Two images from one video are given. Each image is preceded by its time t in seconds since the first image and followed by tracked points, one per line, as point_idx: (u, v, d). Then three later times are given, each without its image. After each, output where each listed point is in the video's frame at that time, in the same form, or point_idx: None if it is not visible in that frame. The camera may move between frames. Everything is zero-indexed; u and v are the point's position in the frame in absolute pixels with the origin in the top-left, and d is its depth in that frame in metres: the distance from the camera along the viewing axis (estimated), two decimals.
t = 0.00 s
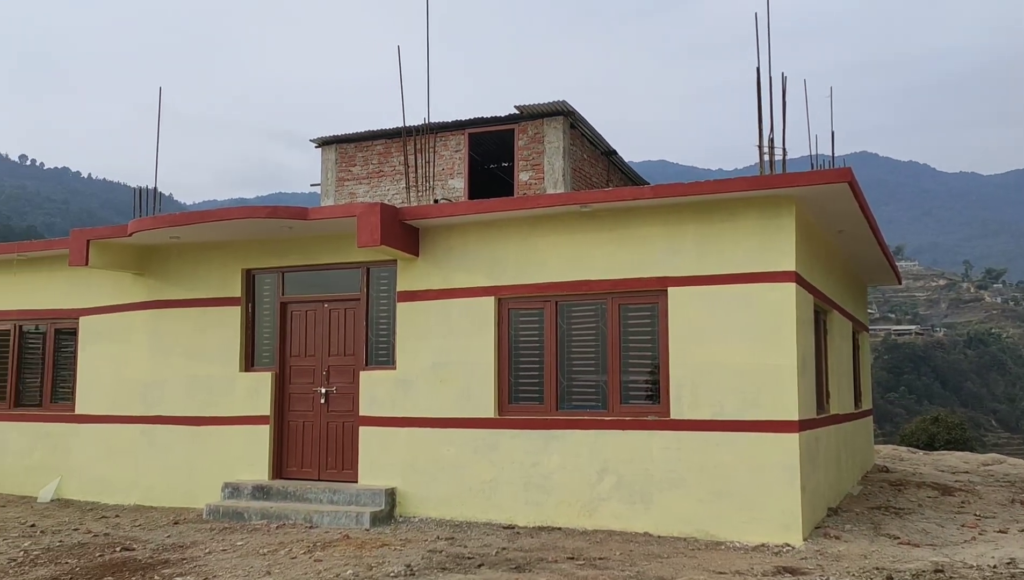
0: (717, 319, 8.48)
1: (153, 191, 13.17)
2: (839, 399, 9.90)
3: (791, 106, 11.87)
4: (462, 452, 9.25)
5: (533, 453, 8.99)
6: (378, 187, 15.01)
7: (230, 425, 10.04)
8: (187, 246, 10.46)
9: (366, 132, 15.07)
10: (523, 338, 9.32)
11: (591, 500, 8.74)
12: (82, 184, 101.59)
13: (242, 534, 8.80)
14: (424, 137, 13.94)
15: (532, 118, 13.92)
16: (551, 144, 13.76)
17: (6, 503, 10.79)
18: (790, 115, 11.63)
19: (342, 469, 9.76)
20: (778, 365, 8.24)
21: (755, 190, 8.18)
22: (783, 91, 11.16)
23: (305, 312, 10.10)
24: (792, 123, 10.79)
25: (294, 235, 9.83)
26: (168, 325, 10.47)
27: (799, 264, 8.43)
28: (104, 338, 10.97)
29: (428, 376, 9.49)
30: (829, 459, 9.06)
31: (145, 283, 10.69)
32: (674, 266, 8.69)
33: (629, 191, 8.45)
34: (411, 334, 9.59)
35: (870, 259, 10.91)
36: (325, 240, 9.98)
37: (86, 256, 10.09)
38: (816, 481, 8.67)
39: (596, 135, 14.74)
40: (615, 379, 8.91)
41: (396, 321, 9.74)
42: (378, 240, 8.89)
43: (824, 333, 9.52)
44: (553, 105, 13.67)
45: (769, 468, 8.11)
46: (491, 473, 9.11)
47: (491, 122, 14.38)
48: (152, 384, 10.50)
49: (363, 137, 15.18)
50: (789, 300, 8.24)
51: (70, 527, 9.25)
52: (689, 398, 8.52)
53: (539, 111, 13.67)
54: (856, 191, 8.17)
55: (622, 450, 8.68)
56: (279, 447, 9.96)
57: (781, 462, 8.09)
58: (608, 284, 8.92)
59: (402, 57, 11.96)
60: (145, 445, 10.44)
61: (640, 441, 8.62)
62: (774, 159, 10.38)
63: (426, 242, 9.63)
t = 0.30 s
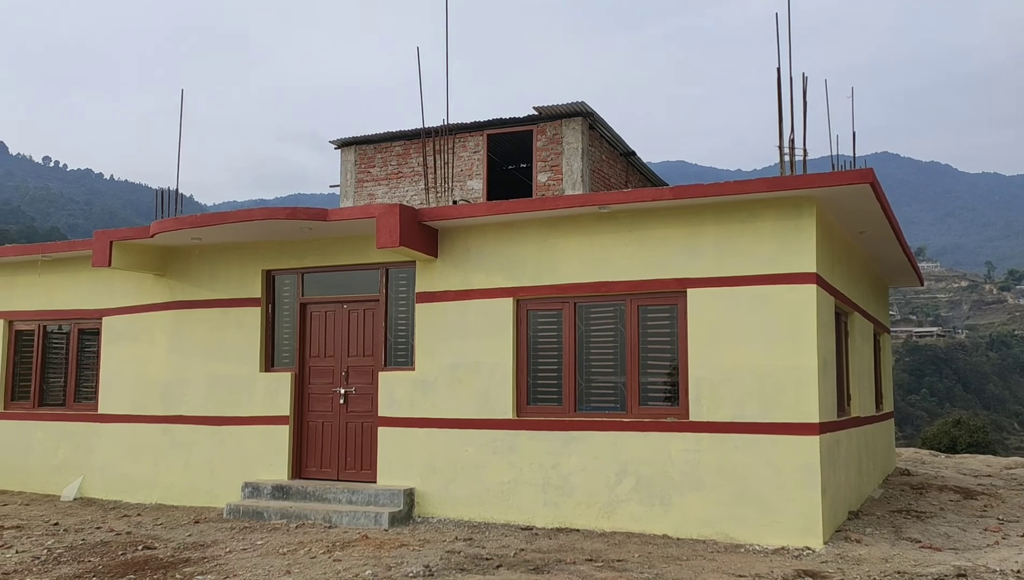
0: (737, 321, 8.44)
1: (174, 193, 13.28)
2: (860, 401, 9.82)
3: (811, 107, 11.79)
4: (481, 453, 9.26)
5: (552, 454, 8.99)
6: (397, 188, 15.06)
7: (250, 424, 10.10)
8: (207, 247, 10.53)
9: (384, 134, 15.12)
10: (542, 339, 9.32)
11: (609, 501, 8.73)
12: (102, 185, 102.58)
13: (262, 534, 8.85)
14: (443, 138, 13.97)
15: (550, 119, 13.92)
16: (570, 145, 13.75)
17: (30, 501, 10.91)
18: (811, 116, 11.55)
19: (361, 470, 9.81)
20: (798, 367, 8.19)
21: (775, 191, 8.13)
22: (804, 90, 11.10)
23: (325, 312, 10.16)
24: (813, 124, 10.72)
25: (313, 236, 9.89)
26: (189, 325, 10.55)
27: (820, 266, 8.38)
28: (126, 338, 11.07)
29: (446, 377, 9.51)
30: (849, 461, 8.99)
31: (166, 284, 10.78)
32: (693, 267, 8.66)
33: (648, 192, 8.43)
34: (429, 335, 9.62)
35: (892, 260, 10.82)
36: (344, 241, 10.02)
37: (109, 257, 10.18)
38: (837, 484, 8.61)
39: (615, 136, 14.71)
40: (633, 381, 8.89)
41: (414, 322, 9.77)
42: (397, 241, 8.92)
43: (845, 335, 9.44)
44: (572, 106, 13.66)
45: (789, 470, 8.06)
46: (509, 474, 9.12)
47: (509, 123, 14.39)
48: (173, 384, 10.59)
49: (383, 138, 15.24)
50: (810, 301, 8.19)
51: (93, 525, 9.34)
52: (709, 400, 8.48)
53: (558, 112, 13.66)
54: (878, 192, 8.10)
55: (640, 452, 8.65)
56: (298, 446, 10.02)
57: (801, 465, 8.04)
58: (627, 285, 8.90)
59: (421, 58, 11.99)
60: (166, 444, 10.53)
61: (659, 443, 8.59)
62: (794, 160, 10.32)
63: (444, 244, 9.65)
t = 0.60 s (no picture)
0: (757, 324, 8.39)
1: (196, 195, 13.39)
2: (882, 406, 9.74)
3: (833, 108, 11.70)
4: (500, 455, 9.26)
5: (571, 457, 8.98)
6: (417, 190, 15.11)
7: (270, 425, 10.16)
8: (229, 249, 10.61)
9: (404, 136, 15.17)
10: (561, 342, 9.31)
11: (628, 505, 8.70)
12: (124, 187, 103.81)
13: (282, 534, 8.90)
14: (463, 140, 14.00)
15: (570, 122, 13.92)
16: (589, 148, 13.74)
17: (53, 500, 11.03)
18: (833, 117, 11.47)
19: (380, 471, 9.84)
20: (819, 370, 8.12)
21: (796, 194, 8.07)
22: (826, 93, 11.02)
23: (345, 314, 10.21)
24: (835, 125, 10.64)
25: (333, 238, 9.93)
26: (210, 327, 10.63)
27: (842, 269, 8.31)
28: (149, 340, 11.17)
29: (465, 379, 9.53)
30: (871, 466, 8.91)
31: (189, 286, 10.87)
32: (714, 270, 8.62)
33: (668, 195, 8.39)
34: (448, 337, 9.64)
35: (916, 263, 10.72)
36: (364, 244, 10.06)
37: (132, 259, 10.27)
38: (858, 488, 8.54)
39: (635, 139, 14.69)
40: (653, 384, 8.86)
41: (434, 324, 9.80)
42: (417, 244, 8.94)
43: (867, 339, 9.37)
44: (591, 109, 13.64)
45: (810, 475, 8.00)
46: (528, 476, 9.11)
47: (529, 126, 14.40)
48: (195, 385, 10.68)
49: (403, 141, 15.29)
50: (831, 305, 8.12)
51: (115, 524, 9.43)
52: (729, 404, 8.43)
53: (578, 115, 13.66)
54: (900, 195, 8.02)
55: (659, 456, 8.62)
56: (318, 447, 10.08)
57: (822, 469, 7.97)
58: (646, 288, 8.87)
59: (441, 60, 12.02)
60: (188, 444, 10.61)
61: (678, 447, 8.55)
62: (816, 162, 10.24)
63: (464, 246, 9.67)
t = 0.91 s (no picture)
0: (777, 328, 8.35)
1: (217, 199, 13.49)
2: (904, 411, 9.66)
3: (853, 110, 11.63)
4: (517, 458, 9.27)
5: (589, 461, 8.96)
6: (435, 194, 15.16)
7: (290, 427, 10.22)
8: (249, 252, 10.69)
9: (423, 140, 15.23)
10: (579, 345, 9.31)
11: (647, 509, 8.67)
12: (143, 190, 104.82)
13: (301, 536, 8.95)
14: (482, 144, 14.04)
15: (588, 125, 13.92)
16: (607, 151, 13.74)
17: (76, 500, 11.14)
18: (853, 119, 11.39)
19: (398, 473, 9.87)
20: (840, 375, 8.06)
21: (817, 197, 8.02)
22: (847, 95, 10.95)
23: (364, 317, 10.26)
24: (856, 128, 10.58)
25: (353, 241, 9.98)
26: (231, 329, 10.71)
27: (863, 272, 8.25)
28: (170, 341, 11.27)
29: (484, 382, 9.54)
30: (892, 472, 8.84)
31: (209, 288, 10.95)
32: (733, 274, 8.59)
33: (687, 198, 8.36)
34: (467, 340, 9.66)
35: (938, 267, 10.62)
36: (383, 247, 10.10)
37: (154, 261, 10.37)
38: (879, 494, 8.48)
39: (653, 142, 14.67)
40: (671, 388, 8.83)
41: (452, 327, 9.83)
42: (435, 247, 8.96)
43: (888, 343, 9.30)
44: (610, 112, 13.64)
45: (831, 480, 7.95)
46: (546, 480, 9.11)
47: (547, 129, 14.42)
48: (216, 386, 10.75)
49: (421, 144, 15.35)
50: (852, 309, 8.06)
51: (136, 525, 9.52)
52: (749, 408, 8.39)
53: (596, 118, 13.66)
54: (923, 198, 7.96)
55: (678, 460, 8.59)
56: (337, 449, 10.12)
57: (843, 474, 7.92)
58: (665, 292, 8.84)
59: (460, 64, 12.06)
60: (208, 445, 10.69)
61: (697, 451, 8.52)
62: (836, 165, 10.18)
63: (482, 249, 9.69)
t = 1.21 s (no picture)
0: (797, 332, 8.31)
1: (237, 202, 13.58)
2: (925, 415, 9.58)
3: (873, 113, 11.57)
4: (535, 461, 9.27)
5: (607, 464, 8.95)
6: (453, 197, 15.20)
7: (309, 429, 10.28)
8: (269, 255, 10.76)
9: (441, 143, 15.28)
10: (598, 349, 9.30)
11: (665, 513, 8.65)
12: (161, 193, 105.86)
13: (320, 538, 8.99)
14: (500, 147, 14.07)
15: (606, 128, 13.92)
16: (626, 154, 13.73)
17: (98, 501, 11.25)
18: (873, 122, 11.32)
19: (417, 476, 9.90)
20: (861, 379, 8.00)
21: (838, 201, 7.97)
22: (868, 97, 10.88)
23: (383, 319, 10.30)
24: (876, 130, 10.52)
25: (372, 244, 10.02)
26: (251, 331, 10.79)
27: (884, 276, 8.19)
28: (190, 343, 11.35)
29: (502, 384, 9.55)
30: (913, 477, 8.76)
31: (230, 291, 11.03)
32: (752, 277, 8.55)
33: (706, 202, 8.33)
34: (485, 343, 9.68)
35: (960, 270, 10.54)
36: (402, 250, 10.14)
37: (175, 264, 10.47)
38: (900, 499, 8.41)
39: (671, 145, 14.64)
40: (690, 392, 8.80)
41: (471, 330, 9.85)
42: (454, 250, 8.98)
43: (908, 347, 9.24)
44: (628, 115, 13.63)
45: (851, 485, 7.89)
46: (564, 483, 9.11)
47: (566, 132, 14.44)
48: (236, 388, 10.83)
49: (440, 147, 15.40)
50: (873, 313, 8.00)
51: (158, 525, 9.60)
52: (768, 412, 8.35)
53: (615, 121, 13.66)
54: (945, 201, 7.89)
55: (697, 464, 8.55)
56: (355, 452, 10.16)
57: (863, 479, 7.86)
58: (684, 295, 8.81)
59: (479, 67, 12.10)
60: (228, 447, 10.76)
61: (716, 455, 8.48)
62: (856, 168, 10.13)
63: (500, 252, 9.70)
